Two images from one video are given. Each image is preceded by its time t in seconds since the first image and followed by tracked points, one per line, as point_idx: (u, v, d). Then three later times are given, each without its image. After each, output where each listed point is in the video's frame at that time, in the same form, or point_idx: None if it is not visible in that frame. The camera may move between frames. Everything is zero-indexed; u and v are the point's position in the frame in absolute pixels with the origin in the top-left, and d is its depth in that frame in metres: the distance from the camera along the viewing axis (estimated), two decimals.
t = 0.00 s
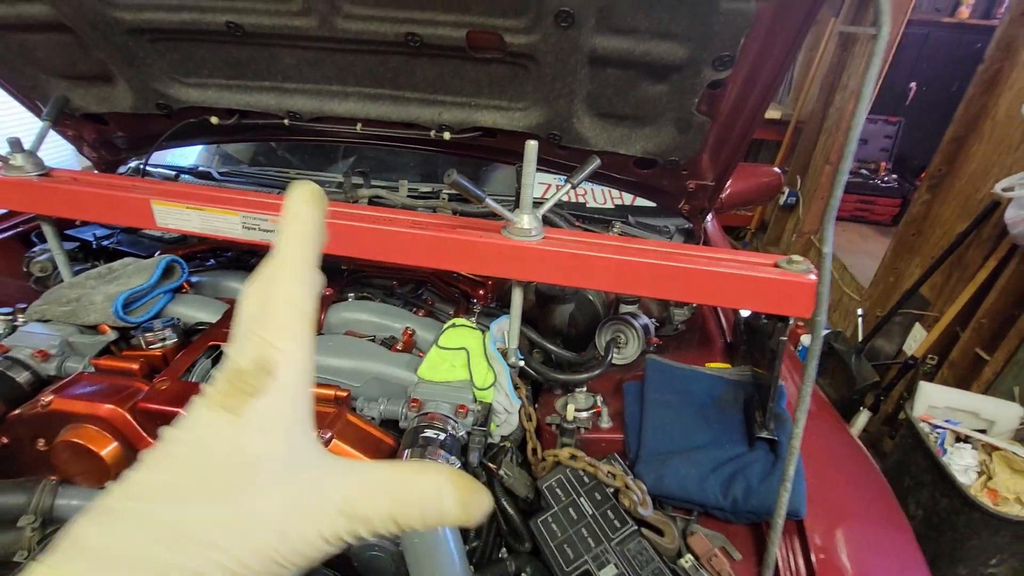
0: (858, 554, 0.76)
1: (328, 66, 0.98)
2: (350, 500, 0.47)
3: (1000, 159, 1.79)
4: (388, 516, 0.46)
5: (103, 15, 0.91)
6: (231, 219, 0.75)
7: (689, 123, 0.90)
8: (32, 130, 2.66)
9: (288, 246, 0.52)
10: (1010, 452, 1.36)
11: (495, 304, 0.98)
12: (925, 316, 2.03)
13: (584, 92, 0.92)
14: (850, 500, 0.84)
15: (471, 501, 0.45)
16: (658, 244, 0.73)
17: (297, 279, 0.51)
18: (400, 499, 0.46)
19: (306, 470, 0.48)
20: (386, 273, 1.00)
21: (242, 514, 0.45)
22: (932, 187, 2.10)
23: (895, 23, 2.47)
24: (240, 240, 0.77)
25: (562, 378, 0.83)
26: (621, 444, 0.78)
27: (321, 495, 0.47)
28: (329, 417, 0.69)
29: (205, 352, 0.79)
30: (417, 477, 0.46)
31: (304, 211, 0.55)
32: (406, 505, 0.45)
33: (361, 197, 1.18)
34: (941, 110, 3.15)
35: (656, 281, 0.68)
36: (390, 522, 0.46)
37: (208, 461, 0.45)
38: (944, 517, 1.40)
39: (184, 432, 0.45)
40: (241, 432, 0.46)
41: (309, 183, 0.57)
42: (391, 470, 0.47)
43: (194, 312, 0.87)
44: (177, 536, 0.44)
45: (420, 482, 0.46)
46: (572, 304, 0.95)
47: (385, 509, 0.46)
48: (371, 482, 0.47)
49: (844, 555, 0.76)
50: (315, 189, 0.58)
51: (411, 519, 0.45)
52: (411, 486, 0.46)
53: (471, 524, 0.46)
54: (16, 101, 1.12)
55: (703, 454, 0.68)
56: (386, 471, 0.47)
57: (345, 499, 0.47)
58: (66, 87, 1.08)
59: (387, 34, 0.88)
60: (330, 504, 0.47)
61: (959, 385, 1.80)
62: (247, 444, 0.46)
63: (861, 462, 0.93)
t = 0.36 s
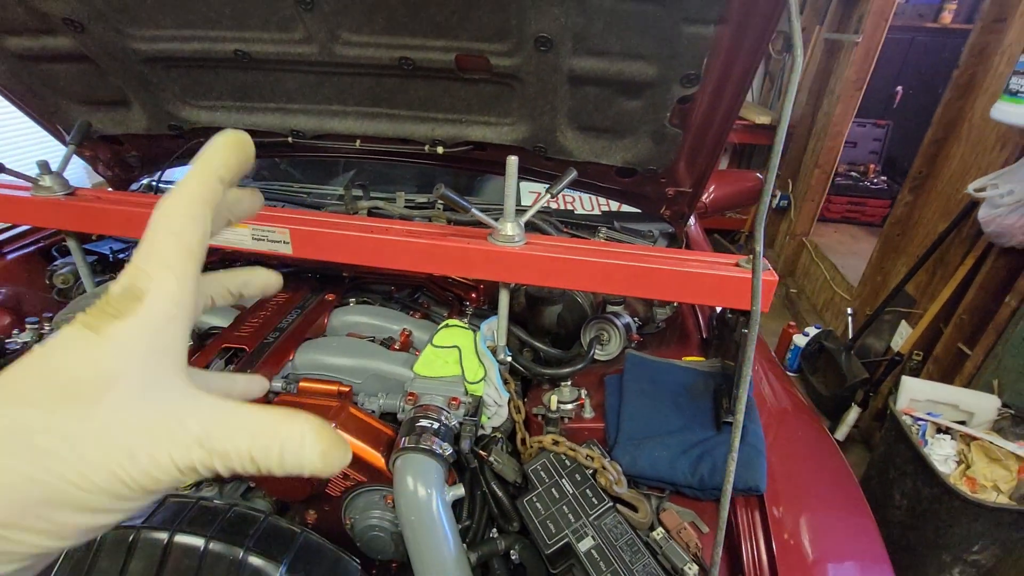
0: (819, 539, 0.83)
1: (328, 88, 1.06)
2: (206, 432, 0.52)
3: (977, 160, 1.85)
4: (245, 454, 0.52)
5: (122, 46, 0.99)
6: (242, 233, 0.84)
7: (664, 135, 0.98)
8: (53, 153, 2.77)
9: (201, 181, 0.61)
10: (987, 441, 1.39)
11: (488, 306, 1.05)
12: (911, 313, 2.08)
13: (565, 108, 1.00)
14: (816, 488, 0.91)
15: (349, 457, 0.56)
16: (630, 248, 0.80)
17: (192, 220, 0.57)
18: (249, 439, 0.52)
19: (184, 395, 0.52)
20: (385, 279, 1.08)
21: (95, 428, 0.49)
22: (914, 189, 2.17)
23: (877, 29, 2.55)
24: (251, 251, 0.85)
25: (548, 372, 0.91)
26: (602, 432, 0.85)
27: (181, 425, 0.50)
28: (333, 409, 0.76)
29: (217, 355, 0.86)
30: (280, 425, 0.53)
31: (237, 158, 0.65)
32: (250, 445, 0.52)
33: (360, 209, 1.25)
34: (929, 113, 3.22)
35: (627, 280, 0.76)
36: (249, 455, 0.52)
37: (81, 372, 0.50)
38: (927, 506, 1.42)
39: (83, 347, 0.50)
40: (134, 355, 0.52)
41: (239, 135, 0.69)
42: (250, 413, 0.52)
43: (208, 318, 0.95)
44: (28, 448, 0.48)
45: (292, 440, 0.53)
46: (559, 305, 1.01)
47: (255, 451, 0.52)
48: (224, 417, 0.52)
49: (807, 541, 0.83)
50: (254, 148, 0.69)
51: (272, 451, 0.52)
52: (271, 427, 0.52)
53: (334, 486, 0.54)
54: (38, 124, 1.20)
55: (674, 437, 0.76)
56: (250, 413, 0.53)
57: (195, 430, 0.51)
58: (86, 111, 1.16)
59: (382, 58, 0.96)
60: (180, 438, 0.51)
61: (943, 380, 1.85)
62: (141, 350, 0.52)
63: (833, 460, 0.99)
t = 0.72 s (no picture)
0: (827, 538, 0.82)
1: (344, 93, 1.10)
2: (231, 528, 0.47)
3: (997, 158, 1.82)
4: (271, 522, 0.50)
5: (149, 55, 1.04)
6: (260, 229, 0.87)
7: (671, 134, 0.99)
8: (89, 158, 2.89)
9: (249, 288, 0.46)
10: (1007, 442, 1.35)
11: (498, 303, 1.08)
12: (931, 315, 2.04)
13: (574, 108, 1.02)
14: (825, 485, 0.91)
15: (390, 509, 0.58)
16: (635, 242, 0.82)
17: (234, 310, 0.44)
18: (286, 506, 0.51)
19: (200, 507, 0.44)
20: (398, 277, 1.11)
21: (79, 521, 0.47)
22: (932, 188, 2.13)
23: (894, 28, 2.51)
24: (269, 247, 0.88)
25: (557, 366, 0.94)
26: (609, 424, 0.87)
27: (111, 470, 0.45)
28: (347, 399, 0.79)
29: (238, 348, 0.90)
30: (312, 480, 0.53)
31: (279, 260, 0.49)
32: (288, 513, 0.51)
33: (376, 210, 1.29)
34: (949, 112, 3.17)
35: (632, 274, 0.77)
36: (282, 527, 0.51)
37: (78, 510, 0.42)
38: (946, 509, 1.38)
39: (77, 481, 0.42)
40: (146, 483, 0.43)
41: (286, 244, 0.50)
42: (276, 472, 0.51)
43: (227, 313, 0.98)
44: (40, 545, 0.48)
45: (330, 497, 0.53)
46: (569, 302, 1.03)
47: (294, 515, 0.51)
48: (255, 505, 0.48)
49: (814, 540, 0.82)
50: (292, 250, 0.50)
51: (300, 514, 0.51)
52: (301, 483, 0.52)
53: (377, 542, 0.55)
54: (72, 131, 1.26)
55: (680, 429, 0.79)
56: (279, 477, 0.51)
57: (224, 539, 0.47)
58: (116, 118, 1.22)
59: (395, 62, 0.99)
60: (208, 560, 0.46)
61: (965, 383, 1.81)
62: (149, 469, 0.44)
63: (845, 460, 0.98)
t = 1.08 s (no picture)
0: (797, 523, 0.88)
1: (330, 97, 1.11)
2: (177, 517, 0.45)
3: (945, 166, 1.94)
4: (284, 539, 0.49)
5: (133, 55, 1.03)
6: (251, 231, 0.88)
7: (648, 140, 1.04)
8: (61, 156, 2.82)
9: (341, 237, 0.59)
10: (958, 431, 1.47)
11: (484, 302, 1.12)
12: (887, 313, 2.17)
13: (556, 115, 1.06)
14: (794, 474, 0.97)
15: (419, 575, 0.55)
16: (617, 244, 0.87)
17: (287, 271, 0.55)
18: (298, 524, 0.49)
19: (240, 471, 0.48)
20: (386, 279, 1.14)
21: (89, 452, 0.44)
22: (887, 194, 2.27)
23: (851, 42, 2.65)
24: (260, 249, 0.90)
25: (543, 363, 0.98)
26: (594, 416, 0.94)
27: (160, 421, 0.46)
28: (342, 396, 0.81)
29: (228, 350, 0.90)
30: (325, 504, 0.51)
31: (434, 259, 0.61)
32: (313, 534, 0.50)
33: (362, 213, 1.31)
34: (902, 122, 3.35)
35: (615, 273, 0.82)
36: (291, 553, 0.49)
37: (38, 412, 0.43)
38: (903, 494, 1.47)
39: (73, 361, 0.47)
40: (128, 392, 0.46)
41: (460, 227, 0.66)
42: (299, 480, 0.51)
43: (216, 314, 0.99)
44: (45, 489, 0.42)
45: (348, 540, 0.51)
46: (552, 302, 1.06)
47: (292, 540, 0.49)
48: (220, 502, 0.47)
49: (787, 526, 0.88)
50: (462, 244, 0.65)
51: (316, 536, 0.50)
52: (313, 502, 0.51)
53: None
54: (46, 131, 1.24)
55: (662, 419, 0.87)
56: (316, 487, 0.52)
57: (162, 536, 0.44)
58: (94, 118, 1.20)
59: (382, 68, 1.01)
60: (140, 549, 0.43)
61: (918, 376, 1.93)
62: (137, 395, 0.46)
63: (814, 451, 1.04)
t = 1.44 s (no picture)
0: (794, 515, 0.93)
1: (332, 114, 1.13)
2: (213, 352, 0.42)
3: (917, 170, 2.03)
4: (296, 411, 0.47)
5: (138, 75, 1.05)
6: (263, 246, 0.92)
7: (642, 152, 1.09)
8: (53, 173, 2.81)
9: (414, 154, 0.60)
10: (938, 423, 1.52)
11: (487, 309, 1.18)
12: (868, 312, 2.25)
13: (553, 129, 1.10)
14: (789, 468, 1.02)
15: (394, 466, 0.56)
16: (618, 252, 0.91)
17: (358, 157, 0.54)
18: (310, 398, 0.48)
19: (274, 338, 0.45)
20: (390, 289, 1.18)
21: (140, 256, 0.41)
22: (864, 197, 2.36)
23: (825, 52, 2.76)
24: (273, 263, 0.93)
25: (548, 368, 1.02)
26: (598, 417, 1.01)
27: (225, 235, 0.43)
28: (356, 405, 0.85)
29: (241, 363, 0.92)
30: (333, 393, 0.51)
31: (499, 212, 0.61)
32: (321, 416, 0.49)
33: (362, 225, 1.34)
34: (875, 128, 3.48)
35: (617, 280, 0.86)
36: (296, 429, 0.48)
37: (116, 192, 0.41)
38: (889, 486, 1.53)
39: (133, 156, 0.43)
40: (205, 200, 0.44)
41: (520, 185, 0.66)
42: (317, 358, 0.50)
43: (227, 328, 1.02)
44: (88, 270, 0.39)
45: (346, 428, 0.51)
46: (552, 309, 1.10)
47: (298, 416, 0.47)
48: (254, 347, 0.44)
49: (787, 520, 0.92)
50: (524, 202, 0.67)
51: (323, 419, 0.49)
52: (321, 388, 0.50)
53: (370, 487, 0.54)
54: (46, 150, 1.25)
55: (665, 419, 0.96)
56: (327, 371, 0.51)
57: (195, 361, 0.41)
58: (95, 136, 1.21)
59: (385, 85, 1.04)
60: (173, 364, 0.41)
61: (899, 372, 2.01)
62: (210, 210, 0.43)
63: (807, 445, 1.10)
